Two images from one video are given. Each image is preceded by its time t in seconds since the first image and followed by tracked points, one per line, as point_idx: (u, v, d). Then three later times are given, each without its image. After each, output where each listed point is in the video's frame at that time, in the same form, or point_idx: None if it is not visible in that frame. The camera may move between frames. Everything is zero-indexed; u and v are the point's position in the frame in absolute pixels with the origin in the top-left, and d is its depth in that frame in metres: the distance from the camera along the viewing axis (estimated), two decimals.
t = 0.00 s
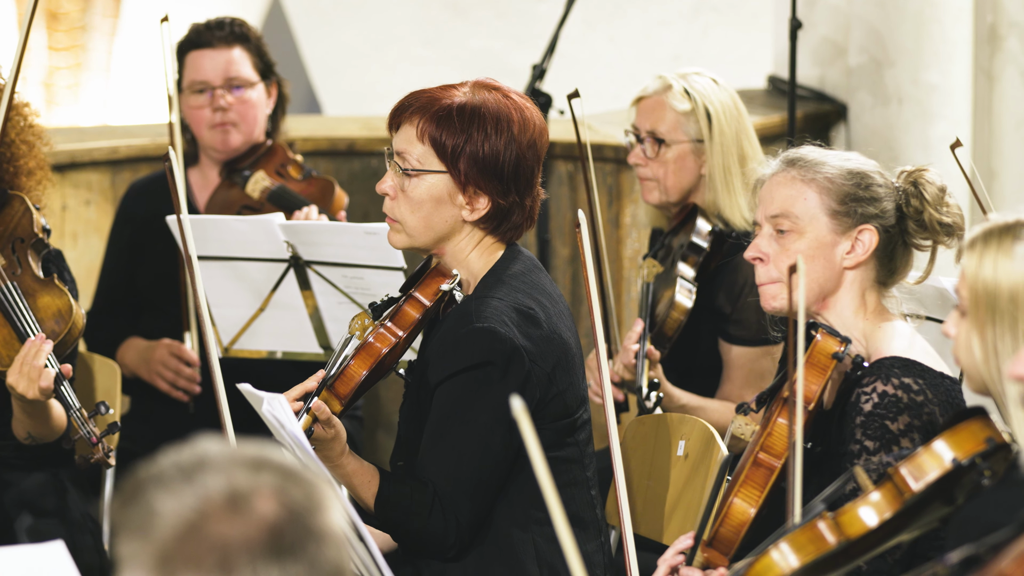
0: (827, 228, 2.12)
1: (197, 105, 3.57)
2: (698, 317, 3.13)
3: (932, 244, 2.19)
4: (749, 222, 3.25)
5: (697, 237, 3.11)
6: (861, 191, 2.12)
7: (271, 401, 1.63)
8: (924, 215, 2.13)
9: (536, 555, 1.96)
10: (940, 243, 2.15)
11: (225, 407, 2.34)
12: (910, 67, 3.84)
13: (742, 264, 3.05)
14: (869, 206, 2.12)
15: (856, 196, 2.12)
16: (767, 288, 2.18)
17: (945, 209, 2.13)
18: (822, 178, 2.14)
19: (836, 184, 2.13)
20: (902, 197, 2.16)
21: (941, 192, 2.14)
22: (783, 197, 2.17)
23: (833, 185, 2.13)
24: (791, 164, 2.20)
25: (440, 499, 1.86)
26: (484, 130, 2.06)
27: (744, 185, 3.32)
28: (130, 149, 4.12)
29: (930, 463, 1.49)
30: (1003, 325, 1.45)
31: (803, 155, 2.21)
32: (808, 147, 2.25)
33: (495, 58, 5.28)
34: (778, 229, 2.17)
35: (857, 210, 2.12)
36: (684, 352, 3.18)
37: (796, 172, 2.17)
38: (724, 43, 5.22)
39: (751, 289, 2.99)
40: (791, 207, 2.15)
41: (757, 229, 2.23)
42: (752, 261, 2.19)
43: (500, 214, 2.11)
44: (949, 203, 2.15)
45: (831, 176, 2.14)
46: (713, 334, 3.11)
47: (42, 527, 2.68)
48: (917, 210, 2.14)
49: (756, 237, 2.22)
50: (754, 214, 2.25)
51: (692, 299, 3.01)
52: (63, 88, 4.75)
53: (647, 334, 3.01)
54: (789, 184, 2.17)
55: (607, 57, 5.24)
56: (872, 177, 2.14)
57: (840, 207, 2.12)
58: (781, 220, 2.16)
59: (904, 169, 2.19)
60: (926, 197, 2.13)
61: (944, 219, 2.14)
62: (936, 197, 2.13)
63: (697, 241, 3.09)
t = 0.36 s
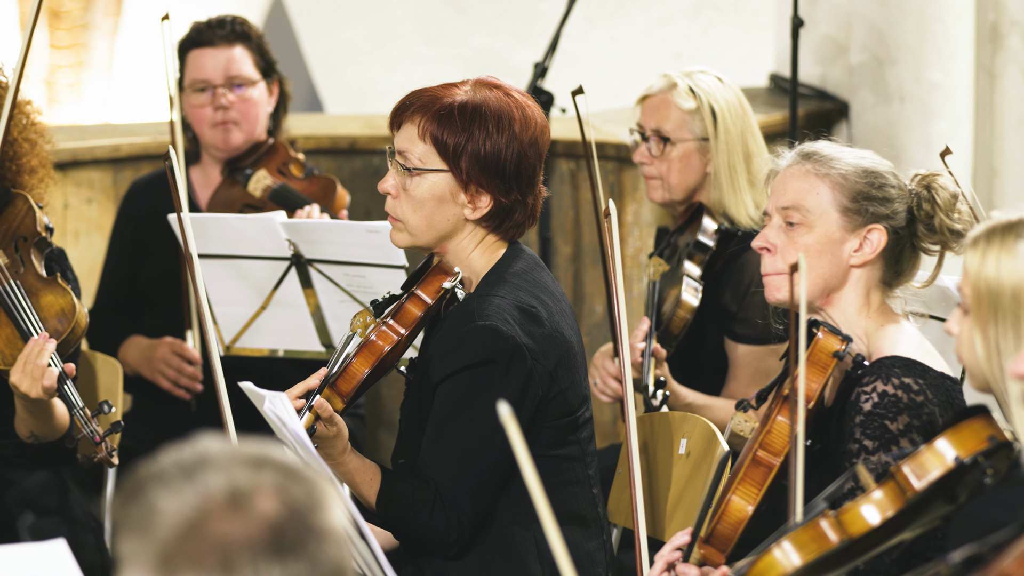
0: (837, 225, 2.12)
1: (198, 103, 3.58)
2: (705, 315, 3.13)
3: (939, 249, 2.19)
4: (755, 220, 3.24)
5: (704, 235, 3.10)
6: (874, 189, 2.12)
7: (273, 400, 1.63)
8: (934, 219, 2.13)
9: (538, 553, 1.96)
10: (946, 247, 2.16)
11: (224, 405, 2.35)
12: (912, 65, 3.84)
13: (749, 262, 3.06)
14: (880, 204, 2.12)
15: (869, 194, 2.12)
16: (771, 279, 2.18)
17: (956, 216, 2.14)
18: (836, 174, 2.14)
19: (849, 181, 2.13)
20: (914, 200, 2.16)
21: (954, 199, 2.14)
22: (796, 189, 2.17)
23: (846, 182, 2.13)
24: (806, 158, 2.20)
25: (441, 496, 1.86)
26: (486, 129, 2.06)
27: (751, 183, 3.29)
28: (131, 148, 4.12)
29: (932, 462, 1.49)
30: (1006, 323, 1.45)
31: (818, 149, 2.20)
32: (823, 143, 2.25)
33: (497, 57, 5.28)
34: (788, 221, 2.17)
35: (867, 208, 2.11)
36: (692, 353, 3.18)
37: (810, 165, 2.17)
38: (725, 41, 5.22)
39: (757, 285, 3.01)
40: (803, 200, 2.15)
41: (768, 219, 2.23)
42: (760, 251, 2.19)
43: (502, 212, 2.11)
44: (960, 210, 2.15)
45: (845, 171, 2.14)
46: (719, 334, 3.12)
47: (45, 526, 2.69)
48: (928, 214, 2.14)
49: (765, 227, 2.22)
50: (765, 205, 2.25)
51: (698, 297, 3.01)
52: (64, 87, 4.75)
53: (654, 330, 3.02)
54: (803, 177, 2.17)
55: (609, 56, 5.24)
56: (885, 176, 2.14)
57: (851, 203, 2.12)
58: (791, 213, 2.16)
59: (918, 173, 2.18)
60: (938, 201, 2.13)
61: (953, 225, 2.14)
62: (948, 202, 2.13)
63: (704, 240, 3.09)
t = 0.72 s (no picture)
0: (839, 227, 2.12)
1: (200, 104, 3.59)
2: (710, 313, 3.13)
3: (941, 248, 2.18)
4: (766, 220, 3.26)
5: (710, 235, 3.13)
6: (876, 192, 2.12)
7: (274, 400, 1.63)
8: (937, 220, 2.12)
9: (540, 553, 1.96)
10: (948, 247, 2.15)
11: (225, 405, 2.35)
12: (913, 66, 3.85)
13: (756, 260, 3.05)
14: (882, 207, 2.12)
15: (871, 197, 2.12)
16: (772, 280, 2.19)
17: (959, 216, 2.12)
18: (838, 177, 2.14)
19: (852, 184, 2.13)
20: (917, 200, 2.15)
21: (957, 199, 2.12)
22: (799, 192, 2.17)
23: (849, 185, 2.13)
24: (809, 160, 2.20)
25: (442, 497, 1.87)
26: (486, 130, 2.06)
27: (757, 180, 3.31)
28: (133, 148, 4.13)
29: (933, 462, 1.49)
30: (1009, 323, 1.45)
31: (820, 151, 2.20)
32: (826, 144, 2.24)
33: (499, 57, 5.29)
34: (791, 224, 2.17)
35: (869, 211, 2.11)
36: (696, 350, 3.19)
37: (812, 167, 2.17)
38: (726, 42, 5.22)
39: (763, 284, 3.00)
40: (806, 203, 2.15)
41: (771, 221, 2.23)
42: (763, 253, 2.20)
43: (503, 213, 2.11)
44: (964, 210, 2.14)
45: (848, 174, 2.14)
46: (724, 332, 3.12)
47: (45, 526, 2.69)
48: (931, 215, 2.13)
49: (768, 229, 2.23)
50: (769, 206, 2.25)
51: (702, 294, 3.02)
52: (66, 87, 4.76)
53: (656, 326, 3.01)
54: (806, 179, 2.17)
55: (610, 56, 5.25)
56: (887, 178, 2.14)
57: (854, 206, 2.12)
58: (794, 216, 2.16)
59: (921, 173, 2.17)
60: (941, 202, 2.11)
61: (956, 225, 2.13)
62: (951, 203, 2.11)
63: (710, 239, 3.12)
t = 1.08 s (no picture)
0: (839, 229, 2.12)
1: (201, 104, 3.59)
2: (713, 312, 3.14)
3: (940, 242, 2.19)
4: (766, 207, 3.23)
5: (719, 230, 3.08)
6: (874, 191, 2.12)
7: (275, 400, 1.63)
8: (936, 213, 2.13)
9: (541, 554, 1.96)
10: (948, 241, 2.15)
11: (227, 404, 2.34)
12: (913, 65, 3.85)
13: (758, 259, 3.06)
14: (882, 206, 2.12)
15: (869, 197, 2.12)
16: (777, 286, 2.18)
17: (957, 208, 2.13)
18: (835, 178, 2.14)
19: (849, 184, 2.13)
20: (915, 195, 2.16)
21: (954, 191, 2.13)
22: (797, 197, 2.16)
23: (846, 185, 2.13)
24: (804, 163, 2.20)
25: (443, 498, 1.87)
26: (483, 125, 2.06)
27: (757, 170, 3.29)
28: (133, 147, 4.13)
29: (933, 462, 1.49)
30: (1009, 322, 1.45)
31: (816, 154, 2.21)
32: (821, 145, 2.25)
33: (500, 56, 5.28)
34: (791, 229, 2.16)
35: (869, 210, 2.12)
36: (701, 348, 3.20)
37: (809, 169, 2.18)
38: (726, 42, 5.22)
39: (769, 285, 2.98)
40: (804, 207, 2.15)
41: (770, 228, 2.23)
42: (765, 259, 2.19)
43: (498, 208, 2.10)
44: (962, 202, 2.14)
45: (845, 175, 2.14)
46: (728, 328, 3.13)
47: (45, 524, 2.69)
48: (929, 208, 2.14)
49: (768, 235, 2.22)
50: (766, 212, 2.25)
51: (707, 290, 3.01)
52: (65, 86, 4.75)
53: (660, 318, 3.04)
54: (804, 182, 2.17)
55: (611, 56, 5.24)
56: (885, 177, 2.14)
57: (852, 207, 2.12)
58: (793, 220, 2.16)
59: (917, 168, 2.19)
60: (938, 195, 2.13)
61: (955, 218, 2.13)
62: (949, 195, 2.12)
63: (719, 235, 3.07)
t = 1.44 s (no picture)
0: (832, 231, 2.12)
1: (201, 102, 3.58)
2: (714, 301, 3.12)
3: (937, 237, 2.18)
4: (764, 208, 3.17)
5: (721, 219, 3.11)
6: (864, 191, 2.13)
7: (275, 399, 1.63)
8: (928, 209, 2.12)
9: (535, 555, 1.96)
10: (943, 236, 2.14)
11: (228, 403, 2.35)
12: (913, 65, 3.85)
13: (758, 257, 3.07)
14: (873, 205, 2.12)
15: (860, 197, 2.12)
16: (775, 291, 2.18)
17: (950, 202, 2.13)
18: (825, 180, 2.14)
19: (839, 186, 2.13)
20: (907, 191, 2.16)
21: (945, 184, 2.14)
22: (788, 202, 2.16)
23: (836, 187, 2.13)
24: (794, 166, 2.20)
25: (438, 496, 1.87)
26: (453, 113, 2.06)
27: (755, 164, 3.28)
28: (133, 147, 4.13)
29: (934, 461, 1.48)
30: (1012, 320, 1.45)
31: (805, 156, 2.21)
32: (811, 148, 2.25)
33: (500, 56, 5.27)
34: (785, 234, 2.17)
35: (861, 209, 2.12)
36: (695, 341, 3.19)
37: (797, 173, 2.18)
38: (726, 41, 5.22)
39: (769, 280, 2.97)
40: (795, 211, 2.15)
41: (765, 235, 2.23)
42: (761, 266, 2.19)
43: (491, 185, 2.08)
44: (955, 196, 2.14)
45: (834, 177, 2.14)
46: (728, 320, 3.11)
47: (44, 522, 2.69)
48: (922, 204, 2.14)
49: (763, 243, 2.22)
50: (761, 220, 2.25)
51: (706, 274, 3.02)
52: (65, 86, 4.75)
53: (658, 299, 3.04)
54: (793, 186, 2.17)
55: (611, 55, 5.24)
56: (875, 176, 2.14)
57: (843, 208, 2.12)
58: (787, 226, 2.16)
59: (909, 163, 2.18)
60: (930, 190, 2.13)
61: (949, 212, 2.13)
62: (941, 189, 2.13)
63: (720, 223, 3.10)
